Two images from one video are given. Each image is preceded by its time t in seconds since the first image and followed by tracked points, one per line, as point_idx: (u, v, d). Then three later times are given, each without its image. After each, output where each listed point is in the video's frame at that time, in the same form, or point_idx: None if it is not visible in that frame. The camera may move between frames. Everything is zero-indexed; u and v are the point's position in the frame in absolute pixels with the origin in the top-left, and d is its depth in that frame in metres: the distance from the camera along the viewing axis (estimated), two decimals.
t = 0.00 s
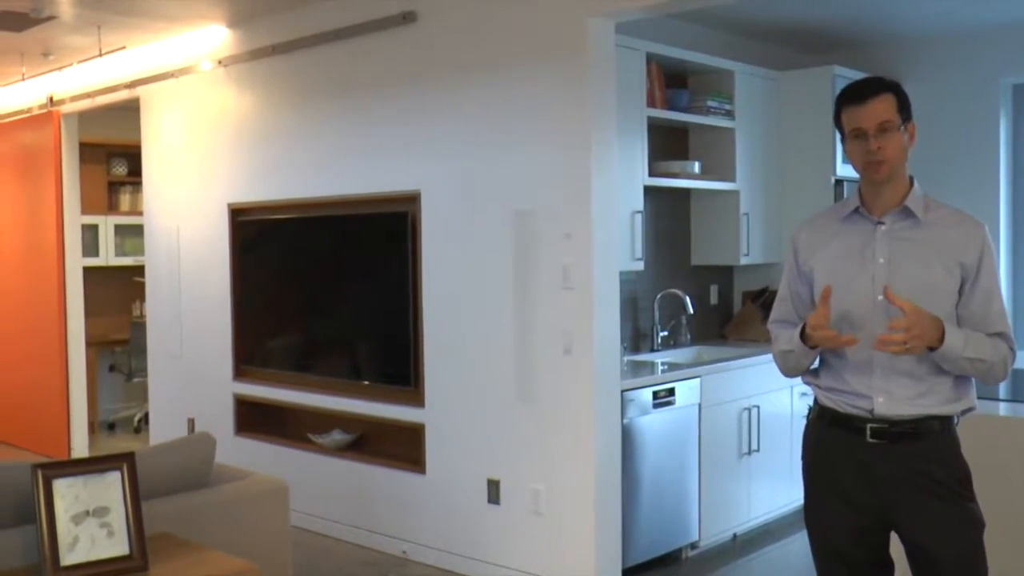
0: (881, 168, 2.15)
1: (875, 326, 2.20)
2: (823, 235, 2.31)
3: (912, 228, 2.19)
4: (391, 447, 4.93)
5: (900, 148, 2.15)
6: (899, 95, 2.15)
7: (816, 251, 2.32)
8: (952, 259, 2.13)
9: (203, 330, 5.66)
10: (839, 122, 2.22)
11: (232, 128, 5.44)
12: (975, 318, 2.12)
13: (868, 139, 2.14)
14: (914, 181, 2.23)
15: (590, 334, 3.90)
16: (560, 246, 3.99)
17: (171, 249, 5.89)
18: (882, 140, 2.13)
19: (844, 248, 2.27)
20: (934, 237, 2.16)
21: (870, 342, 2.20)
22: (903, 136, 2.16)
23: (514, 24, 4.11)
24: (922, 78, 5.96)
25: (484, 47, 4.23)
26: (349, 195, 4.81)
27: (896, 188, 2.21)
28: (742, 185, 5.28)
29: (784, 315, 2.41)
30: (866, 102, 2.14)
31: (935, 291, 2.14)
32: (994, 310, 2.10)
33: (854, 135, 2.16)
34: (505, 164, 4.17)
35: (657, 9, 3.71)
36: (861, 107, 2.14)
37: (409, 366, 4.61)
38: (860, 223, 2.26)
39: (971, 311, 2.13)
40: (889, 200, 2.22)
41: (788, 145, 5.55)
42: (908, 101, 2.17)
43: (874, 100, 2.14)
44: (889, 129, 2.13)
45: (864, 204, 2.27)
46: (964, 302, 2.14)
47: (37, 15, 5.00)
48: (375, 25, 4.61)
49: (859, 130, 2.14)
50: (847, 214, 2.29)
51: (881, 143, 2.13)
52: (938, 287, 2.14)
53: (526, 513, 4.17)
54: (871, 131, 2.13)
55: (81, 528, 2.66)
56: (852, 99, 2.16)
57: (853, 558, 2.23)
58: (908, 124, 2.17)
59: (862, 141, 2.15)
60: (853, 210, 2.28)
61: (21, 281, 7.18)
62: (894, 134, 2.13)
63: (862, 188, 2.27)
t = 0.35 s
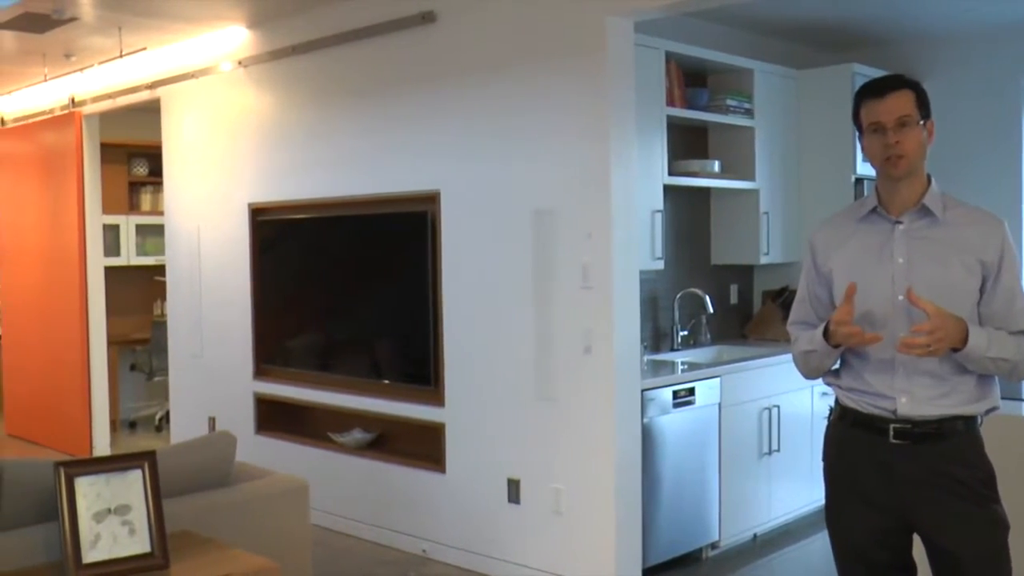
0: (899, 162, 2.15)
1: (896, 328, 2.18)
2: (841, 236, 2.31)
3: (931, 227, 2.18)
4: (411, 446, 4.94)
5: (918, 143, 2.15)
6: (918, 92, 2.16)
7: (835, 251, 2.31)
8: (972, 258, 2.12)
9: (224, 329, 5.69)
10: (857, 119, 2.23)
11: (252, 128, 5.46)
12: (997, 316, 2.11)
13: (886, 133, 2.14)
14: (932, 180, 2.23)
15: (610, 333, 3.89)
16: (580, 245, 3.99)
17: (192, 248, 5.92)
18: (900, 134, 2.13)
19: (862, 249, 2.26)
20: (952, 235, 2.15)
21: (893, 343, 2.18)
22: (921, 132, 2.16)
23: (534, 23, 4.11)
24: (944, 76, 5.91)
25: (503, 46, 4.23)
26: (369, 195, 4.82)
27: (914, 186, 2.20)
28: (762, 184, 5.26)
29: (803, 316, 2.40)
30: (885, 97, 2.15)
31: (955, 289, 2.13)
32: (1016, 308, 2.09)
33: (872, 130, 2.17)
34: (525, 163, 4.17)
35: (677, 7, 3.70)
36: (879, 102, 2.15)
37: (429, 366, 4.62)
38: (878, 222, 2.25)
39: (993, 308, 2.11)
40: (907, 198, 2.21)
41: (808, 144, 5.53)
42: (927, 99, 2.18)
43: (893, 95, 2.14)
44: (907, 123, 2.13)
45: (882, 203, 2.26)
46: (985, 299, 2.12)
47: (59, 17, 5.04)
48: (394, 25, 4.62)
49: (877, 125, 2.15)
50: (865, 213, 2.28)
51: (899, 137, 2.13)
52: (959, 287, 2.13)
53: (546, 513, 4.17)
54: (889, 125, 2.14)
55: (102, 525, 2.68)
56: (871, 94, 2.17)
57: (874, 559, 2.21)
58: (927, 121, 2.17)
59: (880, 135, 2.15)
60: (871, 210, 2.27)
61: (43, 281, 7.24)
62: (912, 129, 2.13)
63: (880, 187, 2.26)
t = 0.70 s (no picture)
0: (913, 155, 2.13)
1: (918, 327, 2.16)
2: (858, 237, 2.29)
3: (947, 225, 2.16)
4: (431, 446, 4.95)
5: (934, 139, 2.14)
6: (936, 89, 2.16)
7: (852, 252, 2.30)
8: (992, 253, 2.10)
9: (244, 329, 5.71)
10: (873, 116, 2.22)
11: (273, 128, 5.48)
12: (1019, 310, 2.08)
13: (902, 124, 2.14)
14: (947, 181, 2.21)
15: (630, 334, 3.88)
16: (600, 245, 3.98)
17: (212, 248, 5.95)
18: (916, 126, 2.12)
19: (879, 250, 2.24)
20: (970, 231, 2.13)
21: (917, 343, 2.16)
22: (937, 129, 2.15)
23: (554, 23, 4.10)
24: (967, 74, 5.86)
25: (523, 46, 4.23)
26: (389, 195, 4.83)
27: (928, 184, 2.19)
28: (783, 183, 5.24)
29: (820, 319, 2.38)
30: (902, 90, 2.15)
31: (976, 286, 2.11)
32: None
33: (888, 122, 2.16)
34: (545, 163, 4.16)
35: (699, 6, 3.69)
36: (896, 94, 2.15)
37: (449, 365, 4.63)
38: (894, 223, 2.24)
39: (1016, 303, 2.09)
40: (921, 196, 2.19)
41: (829, 143, 5.50)
42: (945, 98, 2.18)
43: (911, 88, 2.15)
44: (923, 117, 2.13)
45: (897, 204, 2.24)
46: (1007, 295, 2.10)
47: (81, 19, 5.07)
48: (415, 25, 4.62)
49: (893, 116, 2.14)
50: (880, 215, 2.26)
51: (915, 129, 2.13)
52: (980, 284, 2.11)
53: (565, 513, 4.16)
54: (906, 116, 2.13)
55: (124, 523, 2.70)
56: (888, 88, 2.18)
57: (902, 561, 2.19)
58: (943, 119, 2.17)
59: (896, 127, 2.15)
60: (886, 211, 2.26)
61: (65, 281, 7.30)
62: (928, 123, 2.13)
63: (894, 186, 2.24)
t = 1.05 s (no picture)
0: (925, 152, 2.12)
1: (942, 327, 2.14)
2: (874, 239, 2.27)
3: (965, 220, 2.15)
4: (450, 446, 4.95)
5: (947, 135, 2.12)
6: (948, 87, 2.15)
7: (867, 254, 2.28)
8: (1011, 247, 2.08)
9: (264, 328, 5.74)
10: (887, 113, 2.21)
11: (293, 127, 5.50)
12: None
13: (914, 122, 2.12)
14: (961, 176, 2.19)
15: (650, 334, 3.87)
16: (620, 244, 3.97)
17: (232, 247, 5.98)
18: (928, 123, 2.11)
19: (895, 252, 2.22)
20: (991, 227, 2.11)
21: (942, 344, 2.14)
22: (949, 126, 2.14)
23: (575, 22, 4.10)
24: (990, 72, 5.81)
25: (544, 46, 4.22)
26: (409, 194, 4.84)
27: (942, 180, 2.17)
28: (804, 183, 5.21)
29: (835, 323, 2.37)
30: (914, 88, 2.14)
31: (998, 282, 2.09)
32: None
33: (900, 119, 2.15)
34: (566, 163, 4.16)
35: (720, 5, 3.67)
36: (908, 92, 2.14)
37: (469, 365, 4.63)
38: (910, 222, 2.22)
39: None
40: (935, 194, 2.18)
41: (850, 142, 5.47)
42: (957, 96, 2.17)
43: (922, 86, 2.13)
44: (936, 114, 2.11)
45: (912, 203, 2.22)
46: None
47: (103, 19, 5.11)
48: (436, 25, 4.63)
49: (905, 113, 2.13)
50: (897, 214, 2.25)
51: (926, 126, 2.11)
52: (1001, 280, 2.09)
53: (585, 513, 4.16)
54: (918, 114, 2.12)
55: (145, 521, 2.72)
56: (900, 86, 2.16)
57: (934, 560, 2.17)
58: (956, 116, 2.15)
59: (908, 125, 2.13)
60: (902, 210, 2.24)
61: (86, 280, 7.36)
62: (940, 119, 2.11)
63: (907, 185, 2.23)
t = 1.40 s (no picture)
0: (941, 154, 2.09)
1: (964, 327, 2.12)
2: (889, 241, 2.26)
3: (981, 220, 2.12)
4: (468, 445, 4.96)
5: (960, 136, 2.09)
6: (958, 86, 2.11)
7: (884, 257, 2.26)
8: None
9: (283, 326, 5.75)
10: (894, 114, 2.17)
11: (312, 126, 5.51)
12: None
13: (927, 124, 2.09)
14: (976, 174, 2.16)
15: (669, 333, 3.86)
16: (640, 243, 3.96)
17: (251, 247, 6.00)
18: (941, 125, 2.07)
19: (913, 254, 2.21)
20: (1007, 224, 2.09)
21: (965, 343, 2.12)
22: (962, 125, 2.10)
23: (595, 20, 4.08)
24: (1013, 71, 5.75)
25: (564, 44, 4.21)
26: (428, 193, 4.85)
27: (958, 180, 2.14)
28: (824, 181, 5.18)
29: (855, 326, 2.35)
30: (924, 89, 2.10)
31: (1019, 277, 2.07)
32: None
33: (912, 123, 2.11)
34: (585, 161, 4.15)
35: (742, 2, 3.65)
36: (918, 94, 2.10)
37: (487, 364, 4.63)
38: (926, 224, 2.19)
39: None
40: (951, 194, 2.15)
41: (870, 141, 5.43)
42: (967, 94, 2.13)
43: (932, 87, 2.09)
44: (948, 115, 2.07)
45: (927, 204, 2.19)
46: None
47: (123, 19, 5.14)
48: (455, 23, 4.62)
49: (917, 117, 2.09)
50: (912, 217, 2.22)
51: (940, 128, 2.08)
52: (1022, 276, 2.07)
53: (603, 512, 4.15)
54: (930, 116, 2.08)
55: (164, 518, 2.74)
56: (909, 88, 2.13)
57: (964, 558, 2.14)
58: (967, 115, 2.12)
59: (921, 128, 2.10)
60: (918, 213, 2.21)
61: (105, 278, 7.40)
62: (953, 120, 2.08)
63: (922, 187, 2.20)
